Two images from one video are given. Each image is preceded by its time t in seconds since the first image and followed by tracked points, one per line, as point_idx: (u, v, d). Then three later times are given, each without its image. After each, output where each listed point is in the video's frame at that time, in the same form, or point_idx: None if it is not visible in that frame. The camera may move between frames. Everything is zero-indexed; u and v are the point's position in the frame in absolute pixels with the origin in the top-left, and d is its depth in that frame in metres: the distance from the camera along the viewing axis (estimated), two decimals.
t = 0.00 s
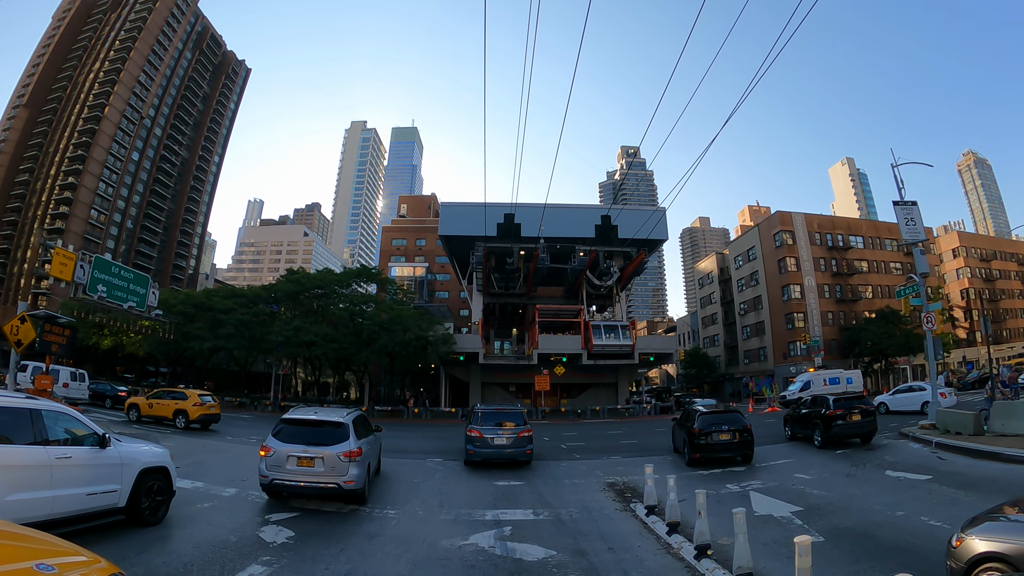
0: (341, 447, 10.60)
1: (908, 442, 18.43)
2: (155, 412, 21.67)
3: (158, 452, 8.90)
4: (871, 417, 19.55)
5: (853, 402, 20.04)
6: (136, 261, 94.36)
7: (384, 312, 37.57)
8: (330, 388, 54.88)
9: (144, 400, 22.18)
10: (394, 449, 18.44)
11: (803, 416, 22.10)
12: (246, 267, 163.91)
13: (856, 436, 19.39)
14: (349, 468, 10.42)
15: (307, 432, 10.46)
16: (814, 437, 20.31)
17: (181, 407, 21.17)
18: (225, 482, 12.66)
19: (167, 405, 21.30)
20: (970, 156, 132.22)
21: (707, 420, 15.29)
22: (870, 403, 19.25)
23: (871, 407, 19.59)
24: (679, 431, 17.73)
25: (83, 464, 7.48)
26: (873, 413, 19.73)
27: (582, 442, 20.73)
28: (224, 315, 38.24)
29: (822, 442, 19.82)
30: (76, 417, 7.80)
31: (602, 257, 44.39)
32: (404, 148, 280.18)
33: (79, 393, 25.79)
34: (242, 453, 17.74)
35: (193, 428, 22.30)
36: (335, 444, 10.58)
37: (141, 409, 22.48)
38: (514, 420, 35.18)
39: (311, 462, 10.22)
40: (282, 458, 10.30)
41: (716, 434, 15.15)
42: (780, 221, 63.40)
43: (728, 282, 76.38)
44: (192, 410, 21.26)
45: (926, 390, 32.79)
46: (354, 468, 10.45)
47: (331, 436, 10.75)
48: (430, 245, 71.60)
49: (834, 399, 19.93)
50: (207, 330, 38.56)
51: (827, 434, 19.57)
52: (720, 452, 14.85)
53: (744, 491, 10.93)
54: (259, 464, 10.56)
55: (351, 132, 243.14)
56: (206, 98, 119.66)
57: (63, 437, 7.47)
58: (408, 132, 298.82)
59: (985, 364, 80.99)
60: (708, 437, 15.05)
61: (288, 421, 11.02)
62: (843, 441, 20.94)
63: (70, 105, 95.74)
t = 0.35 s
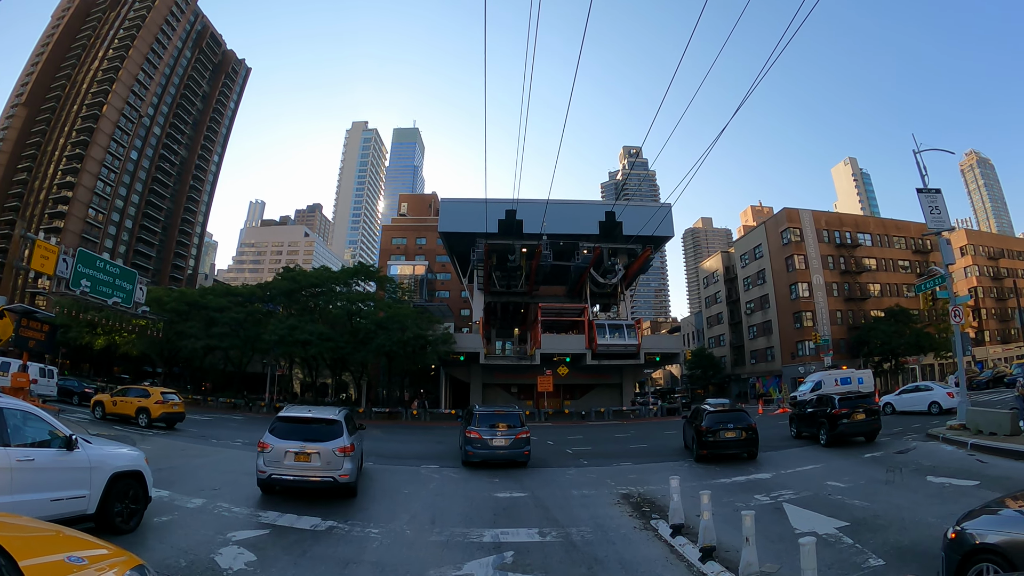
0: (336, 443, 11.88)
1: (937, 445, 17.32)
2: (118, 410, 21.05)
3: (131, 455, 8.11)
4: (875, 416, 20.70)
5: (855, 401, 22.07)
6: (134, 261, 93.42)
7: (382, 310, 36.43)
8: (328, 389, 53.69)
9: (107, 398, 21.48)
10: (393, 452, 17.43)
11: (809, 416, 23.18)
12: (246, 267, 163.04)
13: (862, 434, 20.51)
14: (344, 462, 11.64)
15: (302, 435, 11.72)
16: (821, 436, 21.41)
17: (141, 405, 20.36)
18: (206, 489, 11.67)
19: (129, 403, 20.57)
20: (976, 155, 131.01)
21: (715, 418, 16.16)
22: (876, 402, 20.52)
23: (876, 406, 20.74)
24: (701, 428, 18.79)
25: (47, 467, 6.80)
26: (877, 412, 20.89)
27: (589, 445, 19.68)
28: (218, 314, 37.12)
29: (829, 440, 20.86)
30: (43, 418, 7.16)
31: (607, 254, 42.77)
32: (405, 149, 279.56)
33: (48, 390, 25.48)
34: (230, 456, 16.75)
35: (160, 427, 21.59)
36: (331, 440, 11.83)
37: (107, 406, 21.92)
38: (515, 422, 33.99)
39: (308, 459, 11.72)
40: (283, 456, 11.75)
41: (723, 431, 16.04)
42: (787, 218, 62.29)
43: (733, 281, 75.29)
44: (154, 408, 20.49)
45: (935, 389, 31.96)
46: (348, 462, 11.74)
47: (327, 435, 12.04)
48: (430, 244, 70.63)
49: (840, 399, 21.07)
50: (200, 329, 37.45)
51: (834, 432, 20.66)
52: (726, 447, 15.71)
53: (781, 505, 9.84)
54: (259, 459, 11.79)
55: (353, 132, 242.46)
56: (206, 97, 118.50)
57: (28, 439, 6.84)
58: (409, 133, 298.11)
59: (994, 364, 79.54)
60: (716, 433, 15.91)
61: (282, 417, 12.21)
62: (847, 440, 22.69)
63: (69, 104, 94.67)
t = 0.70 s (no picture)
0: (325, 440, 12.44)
1: (974, 448, 16.05)
2: (81, 406, 20.67)
3: (109, 458, 7.80)
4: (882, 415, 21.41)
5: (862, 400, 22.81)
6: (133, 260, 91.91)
7: (380, 308, 35.14)
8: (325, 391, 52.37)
9: (70, 395, 21.08)
10: (384, 456, 16.15)
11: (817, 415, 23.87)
12: (247, 268, 162.00)
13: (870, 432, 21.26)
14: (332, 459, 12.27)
15: (289, 428, 12.10)
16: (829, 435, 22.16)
17: (102, 402, 19.93)
18: (163, 501, 10.31)
19: (91, 399, 20.11)
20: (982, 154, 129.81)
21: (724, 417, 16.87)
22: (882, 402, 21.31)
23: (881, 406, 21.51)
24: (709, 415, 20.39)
25: (19, 470, 6.59)
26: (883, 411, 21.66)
27: (597, 449, 18.30)
28: (210, 311, 35.86)
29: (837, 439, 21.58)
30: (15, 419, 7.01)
31: (612, 251, 41.69)
32: (407, 150, 278.93)
33: (16, 387, 24.58)
34: (206, 460, 15.45)
35: (123, 424, 21.04)
36: (320, 437, 12.39)
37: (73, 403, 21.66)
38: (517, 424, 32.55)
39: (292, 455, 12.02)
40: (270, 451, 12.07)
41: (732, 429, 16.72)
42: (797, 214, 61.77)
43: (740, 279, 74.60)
44: (115, 404, 19.96)
45: (944, 389, 30.67)
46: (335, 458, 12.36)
47: (315, 432, 12.53)
48: (431, 242, 69.58)
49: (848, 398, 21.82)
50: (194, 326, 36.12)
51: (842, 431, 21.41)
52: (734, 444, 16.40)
53: (830, 522, 8.76)
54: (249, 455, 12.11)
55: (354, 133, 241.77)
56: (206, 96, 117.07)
57: None
58: (410, 134, 297.40)
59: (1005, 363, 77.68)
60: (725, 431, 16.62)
61: (269, 416, 12.66)
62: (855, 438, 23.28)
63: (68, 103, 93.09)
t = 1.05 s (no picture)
0: (304, 435, 12.42)
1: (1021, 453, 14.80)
2: (43, 402, 20.15)
3: (87, 457, 7.55)
4: (891, 414, 22.08)
5: (872, 400, 23.80)
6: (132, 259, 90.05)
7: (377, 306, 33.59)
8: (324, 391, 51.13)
9: (34, 390, 20.51)
10: (378, 461, 14.91)
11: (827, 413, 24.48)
12: (249, 268, 161.21)
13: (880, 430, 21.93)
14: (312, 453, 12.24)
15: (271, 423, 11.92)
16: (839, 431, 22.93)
17: (62, 398, 19.34)
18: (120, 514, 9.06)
19: (51, 395, 19.53)
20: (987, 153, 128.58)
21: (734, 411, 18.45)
22: (891, 400, 21.99)
23: (891, 405, 22.07)
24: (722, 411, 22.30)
25: None
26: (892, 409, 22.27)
27: (606, 454, 16.95)
28: (204, 308, 34.61)
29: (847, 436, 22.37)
30: None
31: (618, 247, 40.32)
32: (409, 150, 277.90)
33: None
34: (181, 465, 14.15)
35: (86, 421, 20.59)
36: (300, 432, 12.33)
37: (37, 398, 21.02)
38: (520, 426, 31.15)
39: (277, 449, 11.81)
40: (253, 447, 11.76)
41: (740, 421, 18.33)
42: (806, 210, 61.80)
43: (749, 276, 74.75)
44: (74, 401, 19.33)
45: (957, 387, 29.22)
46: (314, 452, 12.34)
47: (294, 427, 12.47)
48: (432, 240, 68.61)
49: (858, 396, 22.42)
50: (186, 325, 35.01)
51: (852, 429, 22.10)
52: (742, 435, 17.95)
53: (893, 542, 7.67)
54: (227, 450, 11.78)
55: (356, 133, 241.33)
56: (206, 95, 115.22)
57: None
58: (412, 134, 296.93)
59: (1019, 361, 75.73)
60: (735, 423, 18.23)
61: (247, 413, 12.46)
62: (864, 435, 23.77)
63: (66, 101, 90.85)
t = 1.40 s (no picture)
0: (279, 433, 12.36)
1: None
2: (3, 396, 19.00)
3: (61, 455, 7.22)
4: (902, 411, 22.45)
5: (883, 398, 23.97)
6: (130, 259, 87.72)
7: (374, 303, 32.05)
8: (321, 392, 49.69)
9: None
10: (370, 467, 13.60)
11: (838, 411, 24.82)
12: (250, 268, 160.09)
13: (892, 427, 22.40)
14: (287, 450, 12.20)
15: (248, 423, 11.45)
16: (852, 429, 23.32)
17: (20, 392, 18.19)
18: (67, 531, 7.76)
19: (10, 388, 18.41)
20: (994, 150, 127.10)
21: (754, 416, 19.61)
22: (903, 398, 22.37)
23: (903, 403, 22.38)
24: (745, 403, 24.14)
25: None
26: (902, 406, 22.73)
27: (619, 460, 15.58)
28: (196, 305, 33.04)
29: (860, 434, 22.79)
30: None
31: (626, 241, 38.63)
32: (411, 150, 276.84)
33: None
34: (149, 471, 12.79)
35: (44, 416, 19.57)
36: (276, 429, 12.27)
37: None
38: (524, 428, 29.62)
39: (253, 446, 11.59)
40: (229, 443, 11.55)
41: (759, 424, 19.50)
42: (817, 205, 61.36)
43: (757, 274, 74.58)
44: (31, 395, 18.16)
45: (973, 385, 27.68)
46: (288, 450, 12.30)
47: (270, 424, 12.37)
48: (434, 238, 67.24)
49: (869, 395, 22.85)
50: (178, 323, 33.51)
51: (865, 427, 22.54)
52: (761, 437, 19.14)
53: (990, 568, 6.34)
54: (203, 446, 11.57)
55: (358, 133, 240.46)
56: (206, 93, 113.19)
57: None
58: (413, 134, 295.97)
59: None
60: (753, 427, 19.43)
61: (223, 410, 12.32)
62: (874, 435, 24.44)
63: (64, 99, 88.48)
